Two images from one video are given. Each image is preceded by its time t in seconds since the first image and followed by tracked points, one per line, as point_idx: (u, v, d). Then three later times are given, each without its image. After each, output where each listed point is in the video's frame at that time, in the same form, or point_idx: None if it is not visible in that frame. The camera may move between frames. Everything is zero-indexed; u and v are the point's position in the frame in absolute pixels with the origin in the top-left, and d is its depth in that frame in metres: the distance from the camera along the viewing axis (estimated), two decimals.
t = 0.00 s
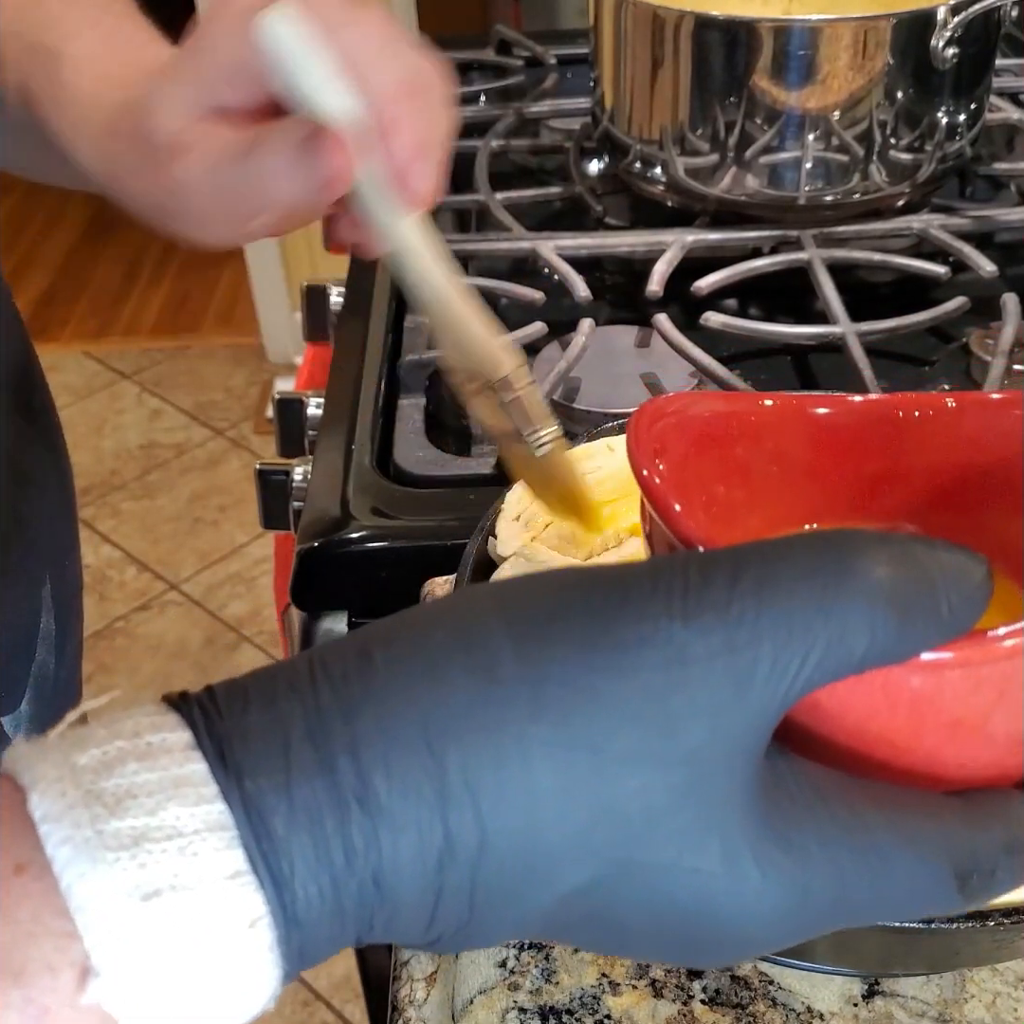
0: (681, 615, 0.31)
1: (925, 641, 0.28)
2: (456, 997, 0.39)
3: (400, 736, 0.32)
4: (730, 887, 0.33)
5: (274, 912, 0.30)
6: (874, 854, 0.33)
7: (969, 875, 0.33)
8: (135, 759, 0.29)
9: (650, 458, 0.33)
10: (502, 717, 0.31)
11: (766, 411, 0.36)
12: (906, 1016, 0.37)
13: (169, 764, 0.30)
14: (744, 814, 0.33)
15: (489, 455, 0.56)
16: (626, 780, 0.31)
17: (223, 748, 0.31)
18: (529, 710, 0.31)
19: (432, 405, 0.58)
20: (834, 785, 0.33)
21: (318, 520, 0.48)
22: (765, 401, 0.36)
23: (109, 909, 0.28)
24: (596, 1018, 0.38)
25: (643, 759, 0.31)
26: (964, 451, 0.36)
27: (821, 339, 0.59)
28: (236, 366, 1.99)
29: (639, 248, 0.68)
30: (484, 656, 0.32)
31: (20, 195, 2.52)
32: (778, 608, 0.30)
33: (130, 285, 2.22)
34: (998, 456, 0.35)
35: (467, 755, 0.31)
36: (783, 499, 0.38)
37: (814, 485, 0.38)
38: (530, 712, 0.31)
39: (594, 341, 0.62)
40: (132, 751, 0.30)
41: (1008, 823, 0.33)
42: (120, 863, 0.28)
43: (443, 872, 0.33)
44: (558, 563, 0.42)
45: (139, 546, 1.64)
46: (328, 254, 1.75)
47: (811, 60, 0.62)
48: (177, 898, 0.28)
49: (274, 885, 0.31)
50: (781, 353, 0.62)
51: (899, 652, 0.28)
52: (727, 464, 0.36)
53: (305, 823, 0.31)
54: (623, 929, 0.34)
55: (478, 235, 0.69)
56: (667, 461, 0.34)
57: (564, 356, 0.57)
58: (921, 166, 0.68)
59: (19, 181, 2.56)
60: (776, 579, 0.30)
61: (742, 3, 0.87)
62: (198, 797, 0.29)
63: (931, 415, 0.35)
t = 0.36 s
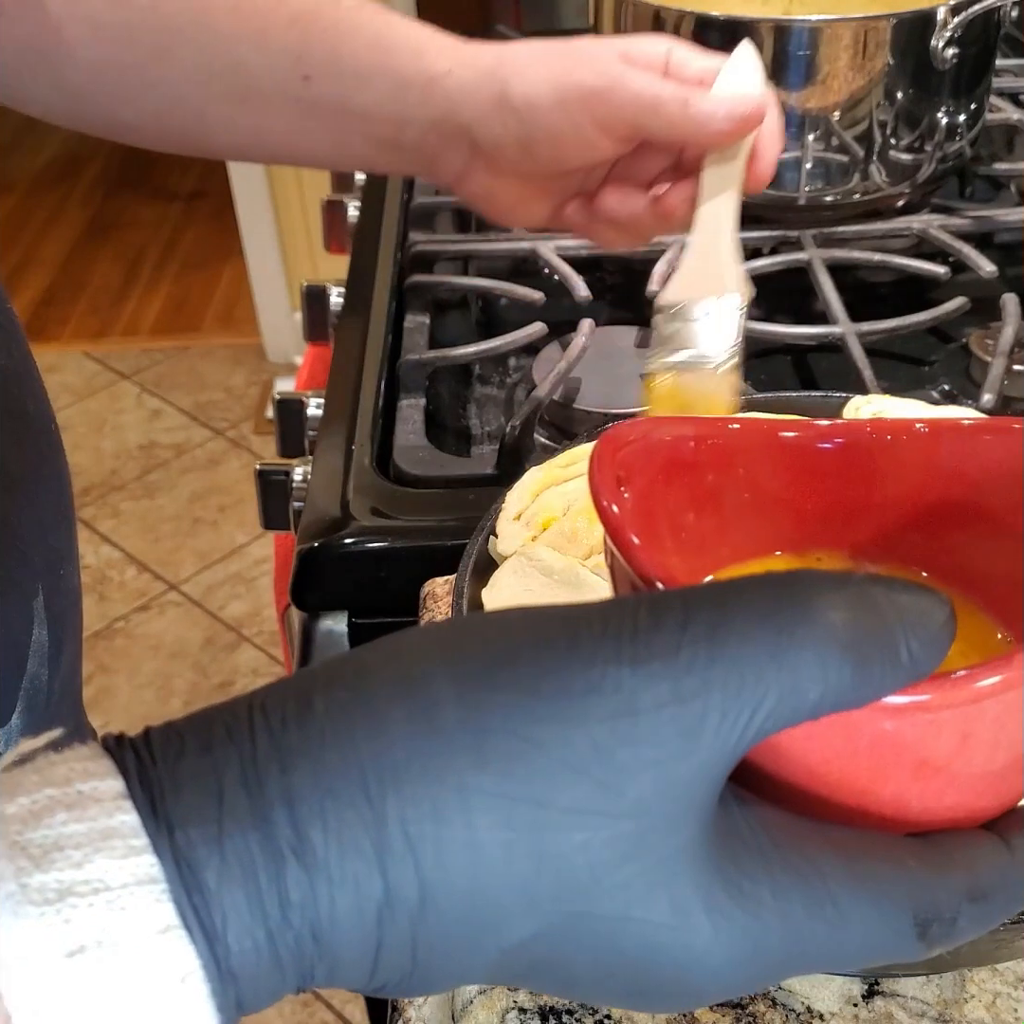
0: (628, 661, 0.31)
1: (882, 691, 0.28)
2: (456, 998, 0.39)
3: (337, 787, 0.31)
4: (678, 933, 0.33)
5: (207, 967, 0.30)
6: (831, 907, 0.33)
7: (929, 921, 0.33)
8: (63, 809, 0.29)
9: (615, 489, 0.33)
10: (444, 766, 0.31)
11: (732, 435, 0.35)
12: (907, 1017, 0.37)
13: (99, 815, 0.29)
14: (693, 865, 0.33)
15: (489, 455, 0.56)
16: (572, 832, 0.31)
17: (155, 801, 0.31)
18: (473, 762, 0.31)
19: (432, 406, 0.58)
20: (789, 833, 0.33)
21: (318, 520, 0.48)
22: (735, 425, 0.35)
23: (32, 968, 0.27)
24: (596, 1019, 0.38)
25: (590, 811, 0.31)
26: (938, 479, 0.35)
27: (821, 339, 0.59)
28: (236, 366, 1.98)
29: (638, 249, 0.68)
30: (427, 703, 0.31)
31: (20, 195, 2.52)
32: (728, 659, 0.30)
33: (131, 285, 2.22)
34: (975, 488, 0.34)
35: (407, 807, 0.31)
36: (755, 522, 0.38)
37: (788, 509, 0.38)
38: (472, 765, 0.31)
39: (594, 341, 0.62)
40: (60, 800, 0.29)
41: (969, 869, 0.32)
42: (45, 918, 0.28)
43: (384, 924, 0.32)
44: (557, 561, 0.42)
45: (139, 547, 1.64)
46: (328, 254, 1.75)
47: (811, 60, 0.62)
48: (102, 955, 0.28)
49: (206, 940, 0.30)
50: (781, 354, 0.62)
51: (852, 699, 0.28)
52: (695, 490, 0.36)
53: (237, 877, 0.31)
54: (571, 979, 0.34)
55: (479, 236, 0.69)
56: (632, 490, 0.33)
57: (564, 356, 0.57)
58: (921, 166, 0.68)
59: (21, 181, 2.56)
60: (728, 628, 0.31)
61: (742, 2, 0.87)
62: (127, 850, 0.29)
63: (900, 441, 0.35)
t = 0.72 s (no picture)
0: (625, 652, 0.31)
1: (873, 680, 0.28)
2: (456, 998, 0.39)
3: (338, 774, 0.31)
4: (677, 920, 0.33)
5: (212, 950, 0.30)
6: (821, 892, 0.33)
7: (919, 906, 0.33)
8: (69, 796, 0.29)
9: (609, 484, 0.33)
10: (443, 753, 0.31)
11: (727, 430, 0.35)
12: (906, 1016, 0.37)
13: (105, 801, 0.29)
14: (688, 855, 0.33)
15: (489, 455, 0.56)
16: (571, 819, 0.31)
17: (160, 788, 0.31)
18: (472, 749, 0.31)
19: (432, 405, 0.58)
20: (780, 818, 0.33)
21: (317, 520, 0.48)
22: (729, 419, 0.35)
23: (38, 951, 0.28)
24: (596, 1018, 0.37)
25: (590, 798, 0.31)
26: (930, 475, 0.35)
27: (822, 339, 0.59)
28: (236, 366, 1.98)
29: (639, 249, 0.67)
30: (427, 691, 0.31)
31: (21, 195, 2.52)
32: (722, 647, 0.30)
33: (131, 286, 2.22)
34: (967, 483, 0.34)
35: (408, 794, 0.31)
36: (750, 516, 0.38)
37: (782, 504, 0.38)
38: (470, 753, 0.31)
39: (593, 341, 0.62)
40: (67, 787, 0.29)
41: (959, 856, 0.32)
42: (53, 903, 0.28)
43: (385, 910, 0.32)
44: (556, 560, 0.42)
45: (139, 546, 1.64)
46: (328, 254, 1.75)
47: (811, 60, 0.62)
48: (108, 940, 0.28)
49: (210, 924, 0.31)
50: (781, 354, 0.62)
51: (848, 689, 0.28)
52: (690, 484, 0.36)
53: (241, 863, 0.31)
54: (570, 965, 0.34)
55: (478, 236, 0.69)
56: (627, 484, 0.34)
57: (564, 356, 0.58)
58: (921, 166, 0.68)
59: (21, 181, 2.56)
60: (721, 618, 0.31)
61: (742, 3, 0.87)
62: (133, 836, 0.29)
63: (894, 434, 0.35)
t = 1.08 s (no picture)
0: (623, 632, 0.30)
1: (865, 659, 0.28)
2: (456, 999, 0.38)
3: (342, 755, 0.31)
4: (678, 896, 0.33)
5: (217, 929, 0.30)
6: (818, 871, 0.33)
7: (911, 882, 0.33)
8: (77, 775, 0.29)
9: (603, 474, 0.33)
10: (446, 732, 0.31)
11: (720, 417, 0.35)
12: (906, 1016, 0.37)
13: (112, 780, 0.29)
14: (687, 834, 0.33)
15: (490, 455, 0.56)
16: (575, 796, 0.31)
17: (167, 766, 0.30)
18: (474, 730, 0.31)
19: (432, 406, 0.58)
20: (775, 797, 0.33)
21: (318, 520, 0.48)
22: (723, 408, 0.36)
23: (45, 927, 0.27)
24: (596, 1019, 0.37)
25: (593, 777, 0.31)
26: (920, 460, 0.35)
27: (821, 339, 0.59)
28: (236, 366, 1.98)
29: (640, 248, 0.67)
30: (430, 671, 0.31)
31: (21, 196, 2.52)
32: (718, 631, 0.30)
33: (131, 286, 2.22)
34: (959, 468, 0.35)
35: (411, 774, 0.31)
36: (742, 505, 0.38)
37: (773, 492, 0.38)
38: (473, 734, 0.31)
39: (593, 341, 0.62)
40: (75, 767, 0.29)
41: (951, 836, 0.33)
42: (62, 879, 0.27)
43: (387, 889, 0.32)
44: (555, 561, 0.42)
45: (140, 546, 1.64)
46: (328, 255, 1.75)
47: (811, 60, 0.62)
48: (117, 915, 0.28)
49: (217, 901, 0.30)
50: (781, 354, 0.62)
51: (844, 664, 0.29)
52: (684, 473, 0.36)
53: (248, 840, 0.31)
54: (570, 940, 0.34)
55: (478, 237, 0.69)
56: (621, 472, 0.34)
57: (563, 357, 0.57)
58: (921, 168, 0.68)
59: (21, 181, 2.56)
60: (719, 599, 0.30)
61: (742, 4, 0.87)
62: (141, 812, 0.29)
63: (886, 422, 0.35)
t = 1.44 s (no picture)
0: (610, 644, 0.30)
1: (851, 673, 0.28)
2: (456, 999, 0.38)
3: (329, 765, 0.31)
4: (660, 901, 0.34)
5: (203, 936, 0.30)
6: (801, 881, 0.34)
7: (893, 892, 0.33)
8: (65, 780, 0.29)
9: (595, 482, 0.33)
10: (431, 740, 0.31)
11: (710, 427, 0.36)
12: (906, 1016, 0.37)
13: (100, 785, 0.29)
14: (670, 842, 0.33)
15: (490, 455, 0.56)
16: (559, 803, 0.32)
17: (154, 773, 0.30)
18: (459, 738, 0.31)
19: (433, 406, 0.58)
20: (760, 804, 0.33)
21: (318, 520, 0.48)
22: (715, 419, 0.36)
23: (28, 935, 0.27)
24: (596, 1018, 0.37)
25: (576, 784, 0.32)
26: (906, 469, 0.36)
27: (822, 340, 0.59)
28: (236, 366, 1.98)
29: (639, 248, 0.67)
30: (417, 681, 0.31)
31: (21, 196, 2.52)
32: (703, 644, 0.30)
33: (131, 286, 2.22)
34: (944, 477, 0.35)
35: (397, 782, 0.31)
36: (733, 515, 0.38)
37: (764, 502, 0.38)
38: (459, 743, 0.31)
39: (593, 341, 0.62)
40: (63, 772, 0.29)
41: (934, 846, 0.33)
42: (47, 886, 0.28)
43: (372, 895, 0.32)
44: (558, 561, 0.42)
45: (140, 546, 1.64)
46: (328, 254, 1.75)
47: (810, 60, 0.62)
48: (102, 922, 0.28)
49: (203, 907, 0.30)
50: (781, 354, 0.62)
51: (829, 676, 0.29)
52: (676, 480, 0.36)
53: (234, 846, 0.31)
54: (554, 945, 0.34)
55: (478, 238, 0.68)
56: (615, 482, 0.34)
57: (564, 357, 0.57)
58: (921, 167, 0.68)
59: (21, 182, 2.56)
60: (703, 611, 0.30)
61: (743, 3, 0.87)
62: (128, 818, 0.29)
63: (875, 432, 0.35)
